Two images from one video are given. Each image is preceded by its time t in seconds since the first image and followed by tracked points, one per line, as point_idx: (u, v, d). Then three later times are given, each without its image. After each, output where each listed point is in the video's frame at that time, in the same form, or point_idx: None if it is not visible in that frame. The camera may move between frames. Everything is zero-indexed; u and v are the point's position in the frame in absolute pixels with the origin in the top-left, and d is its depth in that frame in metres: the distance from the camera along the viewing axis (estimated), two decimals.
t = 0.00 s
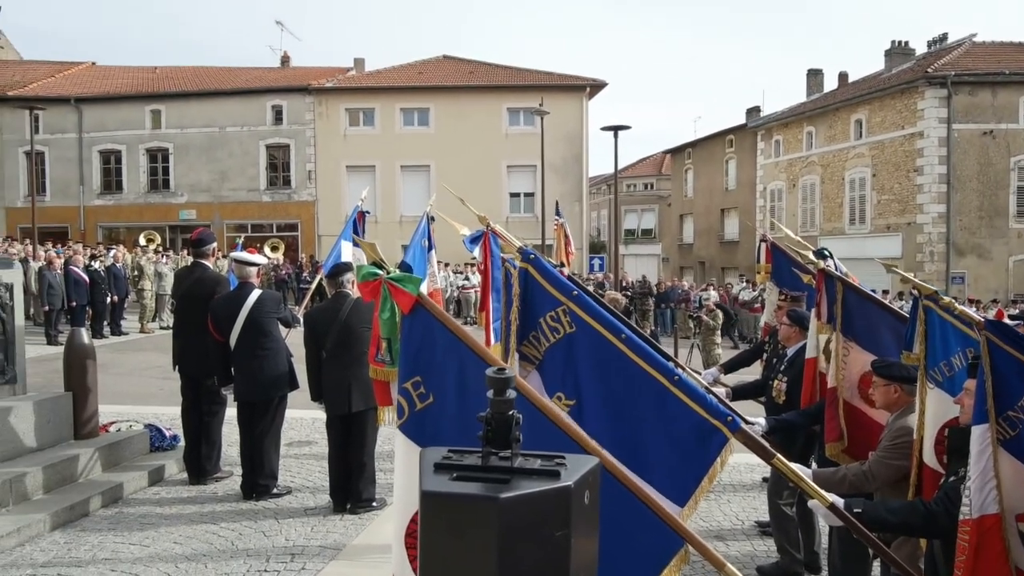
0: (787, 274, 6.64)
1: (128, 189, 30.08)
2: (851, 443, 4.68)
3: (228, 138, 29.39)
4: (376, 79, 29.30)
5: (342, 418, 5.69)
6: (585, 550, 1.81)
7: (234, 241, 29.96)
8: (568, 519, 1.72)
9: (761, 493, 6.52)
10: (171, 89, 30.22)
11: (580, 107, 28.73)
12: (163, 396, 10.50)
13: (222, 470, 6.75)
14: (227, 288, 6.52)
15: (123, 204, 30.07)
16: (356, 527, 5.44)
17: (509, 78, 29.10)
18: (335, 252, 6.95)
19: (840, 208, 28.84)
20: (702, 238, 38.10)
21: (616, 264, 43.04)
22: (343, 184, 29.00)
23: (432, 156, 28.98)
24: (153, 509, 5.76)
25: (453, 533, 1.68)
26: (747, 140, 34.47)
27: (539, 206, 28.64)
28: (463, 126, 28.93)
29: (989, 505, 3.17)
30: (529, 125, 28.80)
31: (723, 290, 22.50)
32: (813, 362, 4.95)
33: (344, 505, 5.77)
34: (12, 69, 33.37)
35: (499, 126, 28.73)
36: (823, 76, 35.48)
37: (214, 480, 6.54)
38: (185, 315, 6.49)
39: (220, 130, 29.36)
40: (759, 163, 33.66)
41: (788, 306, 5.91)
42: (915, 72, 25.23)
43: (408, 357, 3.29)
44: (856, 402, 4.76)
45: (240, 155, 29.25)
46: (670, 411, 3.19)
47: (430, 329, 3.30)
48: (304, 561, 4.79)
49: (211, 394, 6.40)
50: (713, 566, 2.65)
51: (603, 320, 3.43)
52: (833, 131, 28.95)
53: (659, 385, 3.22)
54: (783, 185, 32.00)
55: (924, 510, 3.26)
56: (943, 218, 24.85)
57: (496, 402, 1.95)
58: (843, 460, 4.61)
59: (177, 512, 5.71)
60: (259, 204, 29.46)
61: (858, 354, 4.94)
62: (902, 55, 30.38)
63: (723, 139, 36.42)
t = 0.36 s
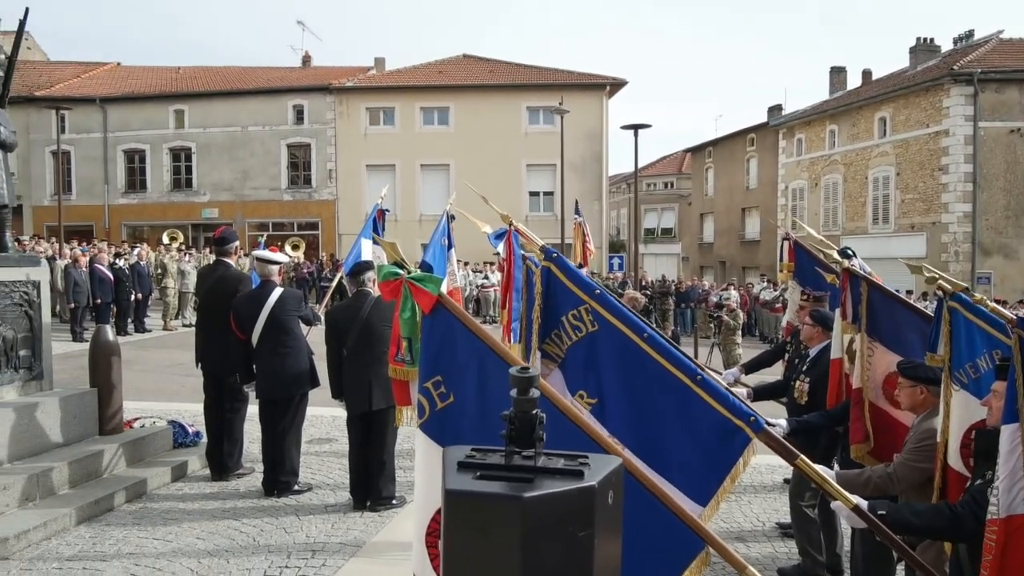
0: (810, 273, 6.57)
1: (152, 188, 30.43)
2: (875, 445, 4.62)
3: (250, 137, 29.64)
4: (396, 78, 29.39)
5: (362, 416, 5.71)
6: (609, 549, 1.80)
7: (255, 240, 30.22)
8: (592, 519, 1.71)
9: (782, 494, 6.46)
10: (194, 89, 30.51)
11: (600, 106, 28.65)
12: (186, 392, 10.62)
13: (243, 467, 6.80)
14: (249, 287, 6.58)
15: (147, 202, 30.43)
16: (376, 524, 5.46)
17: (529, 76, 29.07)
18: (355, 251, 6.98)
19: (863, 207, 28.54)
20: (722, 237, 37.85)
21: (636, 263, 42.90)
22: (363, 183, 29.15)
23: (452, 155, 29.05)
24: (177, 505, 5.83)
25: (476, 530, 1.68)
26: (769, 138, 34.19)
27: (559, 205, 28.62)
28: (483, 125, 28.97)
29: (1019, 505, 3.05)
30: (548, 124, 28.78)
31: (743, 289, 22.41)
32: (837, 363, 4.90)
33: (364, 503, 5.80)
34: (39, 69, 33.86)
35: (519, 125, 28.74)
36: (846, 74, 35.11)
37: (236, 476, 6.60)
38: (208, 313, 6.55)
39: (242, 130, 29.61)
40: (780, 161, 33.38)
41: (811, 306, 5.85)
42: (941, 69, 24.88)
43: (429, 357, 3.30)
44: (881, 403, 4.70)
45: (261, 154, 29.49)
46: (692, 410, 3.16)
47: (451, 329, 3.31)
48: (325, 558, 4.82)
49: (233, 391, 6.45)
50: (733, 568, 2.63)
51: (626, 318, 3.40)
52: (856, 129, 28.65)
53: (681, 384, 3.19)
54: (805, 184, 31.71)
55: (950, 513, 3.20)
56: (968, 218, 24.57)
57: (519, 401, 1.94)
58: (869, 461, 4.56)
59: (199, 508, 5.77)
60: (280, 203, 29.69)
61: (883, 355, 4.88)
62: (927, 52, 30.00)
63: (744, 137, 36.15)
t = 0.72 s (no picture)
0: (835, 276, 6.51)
1: (179, 190, 30.79)
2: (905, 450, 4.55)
3: (275, 139, 29.90)
4: (418, 81, 29.51)
5: (385, 417, 5.73)
6: (636, 552, 1.79)
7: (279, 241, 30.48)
8: (620, 523, 1.70)
9: (806, 500, 6.39)
10: (220, 91, 30.84)
11: (623, 107, 28.57)
12: (210, 392, 10.72)
13: (267, 466, 6.86)
14: (273, 287, 6.63)
15: (173, 203, 30.79)
16: (397, 524, 5.47)
17: (552, 78, 29.07)
18: (377, 252, 7.01)
19: (889, 209, 28.19)
20: (746, 239, 37.55)
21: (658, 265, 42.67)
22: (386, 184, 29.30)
23: (474, 156, 29.11)
24: (202, 503, 5.88)
25: (504, 531, 1.68)
26: (794, 140, 33.85)
27: (581, 207, 28.59)
28: (505, 127, 29.00)
29: None
30: (571, 125, 28.76)
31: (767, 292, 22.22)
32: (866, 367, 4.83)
33: (386, 503, 5.81)
34: (69, 72, 34.40)
35: (541, 127, 28.75)
36: (872, 75, 34.71)
37: (259, 475, 6.65)
38: (233, 313, 6.61)
39: (267, 132, 29.88)
40: (805, 163, 33.05)
41: (836, 309, 5.76)
42: (970, 70, 24.50)
43: (450, 362, 3.31)
44: (911, 409, 4.62)
45: (285, 156, 29.74)
46: (717, 414, 3.13)
47: (472, 334, 3.31)
48: (347, 557, 4.83)
49: (258, 391, 6.51)
50: None
51: (650, 320, 3.38)
52: (883, 130, 28.30)
53: (706, 387, 3.16)
54: (831, 186, 31.35)
55: (982, 520, 3.10)
56: (998, 220, 24.22)
57: (546, 403, 1.93)
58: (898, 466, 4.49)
59: (224, 506, 5.82)
60: (304, 205, 29.92)
61: (913, 358, 4.80)
62: (956, 52, 29.55)
63: (768, 139, 35.84)
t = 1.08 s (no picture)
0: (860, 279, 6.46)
1: (204, 191, 31.14)
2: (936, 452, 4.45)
3: (299, 141, 30.13)
4: (440, 82, 29.59)
5: (409, 417, 5.75)
6: (662, 553, 1.78)
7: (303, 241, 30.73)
8: (647, 524, 1.69)
9: (832, 503, 6.31)
10: (244, 94, 31.13)
11: (645, 107, 28.44)
12: (236, 391, 10.83)
13: (291, 465, 6.91)
14: (297, 288, 6.68)
15: (199, 205, 31.15)
16: (420, 524, 5.49)
17: (574, 78, 29.02)
18: (401, 252, 7.04)
19: (916, 209, 27.83)
20: (769, 240, 37.24)
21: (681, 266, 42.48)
22: (408, 185, 29.44)
23: (496, 157, 29.15)
24: (227, 501, 5.94)
25: (532, 532, 1.67)
26: (818, 139, 33.48)
27: (603, 207, 28.54)
28: (527, 127, 29.01)
29: None
30: (593, 126, 28.70)
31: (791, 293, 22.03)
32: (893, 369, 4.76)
33: (409, 503, 5.82)
34: (98, 76, 34.93)
35: (563, 127, 28.71)
36: (899, 72, 34.24)
37: (284, 474, 6.70)
38: (257, 313, 6.66)
39: (291, 133, 30.14)
40: (830, 162, 32.68)
41: (863, 309, 5.70)
42: (1000, 67, 24.10)
43: (472, 368, 3.31)
44: (943, 411, 4.53)
45: (309, 157, 29.97)
46: (743, 417, 3.10)
47: (493, 339, 3.31)
48: (370, 556, 4.85)
49: (282, 391, 6.56)
50: None
51: (674, 323, 3.35)
52: (910, 129, 27.92)
53: (730, 391, 3.13)
54: (856, 186, 30.97)
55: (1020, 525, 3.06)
56: None
57: (573, 404, 1.93)
58: (929, 470, 4.39)
59: (249, 505, 5.87)
60: (328, 205, 30.14)
61: (944, 359, 4.72)
62: (985, 49, 29.07)
63: (792, 138, 35.48)
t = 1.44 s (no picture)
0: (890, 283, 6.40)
1: (230, 195, 31.47)
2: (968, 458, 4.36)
3: (324, 145, 30.37)
4: (463, 86, 29.68)
5: (433, 420, 5.76)
6: (692, 561, 1.77)
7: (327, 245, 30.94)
8: (677, 531, 1.68)
9: (860, 510, 6.22)
10: (270, 99, 31.46)
11: (669, 110, 28.34)
12: (260, 393, 10.93)
13: (315, 467, 6.95)
14: (322, 291, 6.74)
15: (225, 209, 31.50)
16: (444, 527, 5.49)
17: (597, 82, 29.00)
18: (425, 255, 7.08)
19: (945, 213, 27.44)
20: (795, 243, 36.85)
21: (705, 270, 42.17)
22: (431, 189, 29.56)
23: (519, 160, 29.19)
24: (253, 502, 5.99)
25: (562, 539, 1.67)
26: (844, 142, 33.12)
27: (626, 211, 28.46)
28: (550, 131, 29.02)
29: None
30: (616, 129, 28.65)
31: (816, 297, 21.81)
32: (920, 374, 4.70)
33: (432, 506, 5.81)
34: (127, 82, 35.49)
35: (586, 130, 28.69)
36: (927, 74, 33.78)
37: (309, 476, 6.74)
38: (283, 316, 6.72)
39: (315, 138, 30.39)
40: (857, 165, 32.31)
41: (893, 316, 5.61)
42: None
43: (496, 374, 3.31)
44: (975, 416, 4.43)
45: (333, 162, 30.21)
46: (771, 422, 3.07)
47: (518, 345, 3.32)
48: (395, 559, 4.85)
49: (307, 393, 6.62)
50: None
51: (701, 327, 3.32)
52: (939, 131, 27.50)
53: (758, 395, 3.11)
54: (884, 189, 30.56)
55: None
56: None
57: (601, 409, 1.92)
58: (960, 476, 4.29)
59: (274, 506, 5.92)
60: (352, 209, 30.33)
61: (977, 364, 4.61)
62: (1016, 50, 28.59)
63: (818, 141, 35.12)
